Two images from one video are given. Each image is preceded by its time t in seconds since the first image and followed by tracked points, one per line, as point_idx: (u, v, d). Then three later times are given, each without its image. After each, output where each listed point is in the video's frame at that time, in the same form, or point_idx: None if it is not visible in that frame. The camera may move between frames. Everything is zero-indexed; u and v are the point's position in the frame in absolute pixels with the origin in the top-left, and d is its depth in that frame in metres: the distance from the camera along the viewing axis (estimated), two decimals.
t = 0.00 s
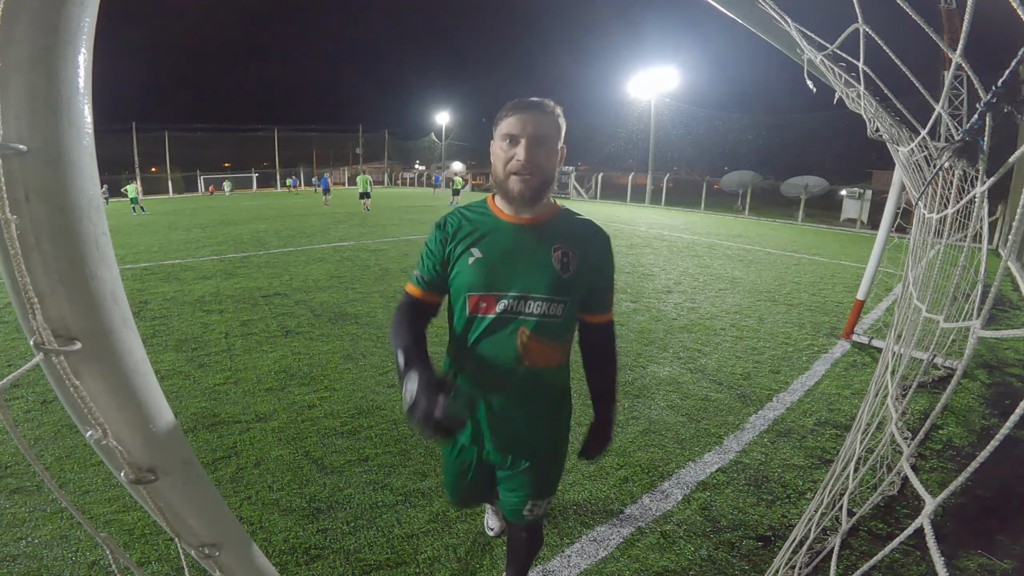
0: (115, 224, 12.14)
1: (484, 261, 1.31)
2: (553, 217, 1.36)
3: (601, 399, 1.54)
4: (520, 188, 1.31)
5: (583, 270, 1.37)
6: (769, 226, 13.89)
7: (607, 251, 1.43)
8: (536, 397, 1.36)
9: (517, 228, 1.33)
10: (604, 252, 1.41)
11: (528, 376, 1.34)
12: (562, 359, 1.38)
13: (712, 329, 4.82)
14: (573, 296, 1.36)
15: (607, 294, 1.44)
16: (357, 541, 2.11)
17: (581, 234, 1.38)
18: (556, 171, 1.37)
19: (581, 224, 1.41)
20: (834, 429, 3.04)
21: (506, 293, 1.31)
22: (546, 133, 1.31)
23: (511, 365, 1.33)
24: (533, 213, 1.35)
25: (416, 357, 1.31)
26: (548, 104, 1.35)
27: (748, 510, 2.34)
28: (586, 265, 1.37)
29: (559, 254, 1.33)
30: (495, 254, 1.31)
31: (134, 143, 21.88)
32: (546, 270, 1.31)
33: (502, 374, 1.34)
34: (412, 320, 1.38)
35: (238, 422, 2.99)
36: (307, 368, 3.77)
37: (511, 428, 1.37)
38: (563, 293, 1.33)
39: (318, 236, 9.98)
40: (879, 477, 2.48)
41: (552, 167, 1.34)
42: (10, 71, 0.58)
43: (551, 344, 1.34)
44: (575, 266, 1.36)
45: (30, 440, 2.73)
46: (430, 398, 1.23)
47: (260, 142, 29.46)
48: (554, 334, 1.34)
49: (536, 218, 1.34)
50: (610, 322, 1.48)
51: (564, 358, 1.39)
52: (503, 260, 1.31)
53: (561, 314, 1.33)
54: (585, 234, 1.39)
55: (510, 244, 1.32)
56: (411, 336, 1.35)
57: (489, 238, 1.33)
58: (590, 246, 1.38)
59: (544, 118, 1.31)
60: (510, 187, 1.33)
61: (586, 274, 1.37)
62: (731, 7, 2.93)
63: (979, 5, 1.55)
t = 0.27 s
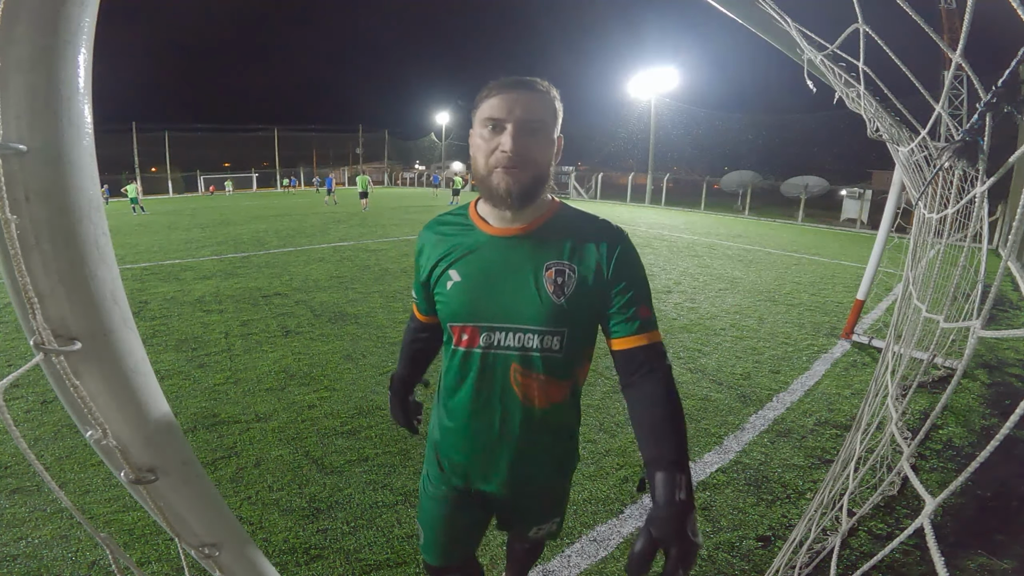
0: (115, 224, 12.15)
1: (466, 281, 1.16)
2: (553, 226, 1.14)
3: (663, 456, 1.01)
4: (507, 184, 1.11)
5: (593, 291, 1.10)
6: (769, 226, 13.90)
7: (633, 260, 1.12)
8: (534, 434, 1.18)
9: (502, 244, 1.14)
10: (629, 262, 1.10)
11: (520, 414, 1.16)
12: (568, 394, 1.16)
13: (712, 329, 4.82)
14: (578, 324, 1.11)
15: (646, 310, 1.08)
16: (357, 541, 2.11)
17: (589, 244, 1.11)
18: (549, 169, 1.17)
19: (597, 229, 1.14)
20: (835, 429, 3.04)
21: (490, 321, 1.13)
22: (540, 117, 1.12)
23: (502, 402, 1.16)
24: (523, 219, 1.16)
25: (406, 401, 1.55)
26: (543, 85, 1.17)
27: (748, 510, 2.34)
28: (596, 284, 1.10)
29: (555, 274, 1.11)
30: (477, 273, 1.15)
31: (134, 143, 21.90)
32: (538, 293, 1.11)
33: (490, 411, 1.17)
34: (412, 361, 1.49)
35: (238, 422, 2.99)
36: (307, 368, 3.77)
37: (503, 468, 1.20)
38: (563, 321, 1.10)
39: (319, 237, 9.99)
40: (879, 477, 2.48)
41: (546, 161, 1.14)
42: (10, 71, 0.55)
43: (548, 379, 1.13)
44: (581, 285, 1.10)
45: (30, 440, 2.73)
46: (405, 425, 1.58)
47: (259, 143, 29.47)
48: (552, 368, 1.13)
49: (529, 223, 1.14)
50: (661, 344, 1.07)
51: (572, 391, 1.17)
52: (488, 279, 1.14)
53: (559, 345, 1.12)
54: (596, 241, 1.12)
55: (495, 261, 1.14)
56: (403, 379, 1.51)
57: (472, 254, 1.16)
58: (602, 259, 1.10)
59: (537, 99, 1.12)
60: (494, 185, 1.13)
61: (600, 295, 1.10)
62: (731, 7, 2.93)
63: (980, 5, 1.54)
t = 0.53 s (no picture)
0: (115, 224, 12.15)
1: (435, 309, 1.08)
2: (531, 248, 1.06)
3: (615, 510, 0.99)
4: (464, 193, 1.02)
5: (575, 323, 1.03)
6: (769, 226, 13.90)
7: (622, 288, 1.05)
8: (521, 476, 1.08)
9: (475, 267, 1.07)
10: (619, 294, 1.03)
11: (499, 466, 1.07)
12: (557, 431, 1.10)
13: (712, 329, 4.82)
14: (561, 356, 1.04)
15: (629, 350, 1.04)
16: (357, 541, 2.11)
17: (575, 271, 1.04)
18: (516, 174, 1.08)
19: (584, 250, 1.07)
20: (835, 429, 3.04)
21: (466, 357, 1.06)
22: (499, 111, 1.03)
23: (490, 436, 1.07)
24: (488, 235, 1.07)
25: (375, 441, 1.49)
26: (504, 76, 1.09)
27: (748, 510, 2.34)
28: (579, 315, 1.03)
29: (535, 302, 1.04)
30: (446, 303, 1.07)
31: (134, 143, 21.90)
32: (516, 326, 1.03)
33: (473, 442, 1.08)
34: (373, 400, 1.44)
35: (238, 422, 2.99)
36: (307, 368, 3.77)
37: (483, 517, 1.11)
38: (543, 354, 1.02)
39: (319, 237, 9.99)
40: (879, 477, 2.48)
41: (510, 162, 1.04)
42: (10, 71, 0.54)
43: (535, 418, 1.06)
44: (564, 315, 1.03)
45: (30, 440, 2.73)
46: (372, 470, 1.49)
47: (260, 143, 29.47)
48: (537, 413, 1.05)
49: (502, 241, 1.06)
50: (644, 391, 1.04)
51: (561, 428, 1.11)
52: (460, 309, 1.06)
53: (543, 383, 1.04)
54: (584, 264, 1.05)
55: (470, 289, 1.06)
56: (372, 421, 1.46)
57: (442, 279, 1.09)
58: (590, 286, 1.02)
59: (494, 90, 1.04)
60: (450, 196, 1.05)
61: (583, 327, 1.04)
62: (731, 7, 2.92)
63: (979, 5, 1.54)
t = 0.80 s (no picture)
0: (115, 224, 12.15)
1: (414, 327, 1.08)
2: (516, 269, 1.07)
3: (583, 533, 1.04)
4: (414, 191, 1.02)
5: (564, 347, 1.04)
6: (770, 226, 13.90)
7: (620, 316, 1.05)
8: (490, 512, 1.09)
9: (459, 285, 1.07)
10: (609, 312, 1.05)
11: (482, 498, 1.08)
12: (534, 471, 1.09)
13: (712, 329, 4.82)
14: (547, 386, 1.04)
15: (623, 380, 1.06)
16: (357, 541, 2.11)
17: (570, 293, 1.04)
18: (473, 160, 1.03)
19: (584, 271, 1.06)
20: (834, 429, 3.04)
21: (448, 378, 1.06)
22: (436, 95, 1.02)
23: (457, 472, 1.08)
24: (454, 240, 1.08)
25: (365, 534, 1.16)
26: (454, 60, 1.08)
27: (748, 510, 2.34)
28: (570, 340, 1.04)
29: (516, 324, 1.04)
30: (427, 331, 1.07)
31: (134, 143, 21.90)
32: (500, 350, 1.04)
33: (442, 480, 1.09)
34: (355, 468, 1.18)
35: (237, 421, 2.99)
36: (307, 368, 3.77)
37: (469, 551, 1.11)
38: (526, 384, 1.03)
39: (319, 237, 9.99)
40: (879, 477, 2.48)
41: (457, 146, 1.01)
42: (9, 71, 0.54)
43: (511, 456, 1.06)
44: (553, 343, 1.04)
45: (30, 440, 2.73)
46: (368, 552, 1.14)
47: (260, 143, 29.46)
48: (517, 447, 1.05)
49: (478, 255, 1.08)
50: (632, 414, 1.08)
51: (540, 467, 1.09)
52: (443, 325, 1.06)
53: (524, 419, 1.04)
54: (580, 286, 1.05)
55: (454, 306, 1.06)
56: (356, 509, 1.15)
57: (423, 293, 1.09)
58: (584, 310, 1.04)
59: (432, 75, 1.03)
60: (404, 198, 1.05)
61: (574, 350, 1.05)
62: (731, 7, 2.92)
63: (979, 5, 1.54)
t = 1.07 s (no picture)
0: (115, 224, 12.14)
1: (437, 331, 1.08)
2: (533, 287, 0.99)
3: None
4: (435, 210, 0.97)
5: (581, 380, 0.92)
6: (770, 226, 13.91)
7: (665, 357, 0.86)
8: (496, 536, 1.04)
9: (478, 294, 1.04)
10: (644, 358, 0.86)
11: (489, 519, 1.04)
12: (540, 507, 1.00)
13: (712, 329, 4.82)
14: (555, 419, 0.94)
15: (655, 436, 0.87)
16: (357, 541, 2.12)
17: (599, 319, 0.91)
18: (490, 158, 0.92)
19: (624, 294, 0.90)
20: (834, 429, 3.04)
21: (462, 391, 1.03)
22: (445, 90, 0.94)
23: (457, 482, 1.07)
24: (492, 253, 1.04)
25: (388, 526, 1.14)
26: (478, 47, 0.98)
27: (748, 510, 2.34)
28: (589, 373, 0.91)
29: (533, 349, 0.97)
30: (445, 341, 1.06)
31: (134, 143, 21.89)
32: (509, 372, 0.98)
33: (450, 490, 1.09)
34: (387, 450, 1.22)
35: (238, 421, 2.99)
36: (308, 368, 3.77)
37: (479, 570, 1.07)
38: (530, 413, 0.95)
39: (319, 237, 9.99)
40: (879, 477, 2.48)
41: (465, 146, 0.92)
42: (9, 72, 0.54)
43: (511, 488, 0.99)
44: (566, 372, 0.93)
45: (30, 440, 2.73)
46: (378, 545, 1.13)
47: (259, 143, 29.45)
48: (521, 480, 0.98)
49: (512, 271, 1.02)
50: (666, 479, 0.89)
51: (547, 506, 1.00)
52: (462, 336, 1.04)
53: (524, 451, 0.96)
54: (616, 311, 0.90)
55: (473, 317, 1.03)
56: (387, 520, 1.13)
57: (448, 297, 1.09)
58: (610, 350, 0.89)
59: (446, 69, 0.96)
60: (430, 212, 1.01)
61: (599, 385, 0.92)
62: (731, 7, 2.92)
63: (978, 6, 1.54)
